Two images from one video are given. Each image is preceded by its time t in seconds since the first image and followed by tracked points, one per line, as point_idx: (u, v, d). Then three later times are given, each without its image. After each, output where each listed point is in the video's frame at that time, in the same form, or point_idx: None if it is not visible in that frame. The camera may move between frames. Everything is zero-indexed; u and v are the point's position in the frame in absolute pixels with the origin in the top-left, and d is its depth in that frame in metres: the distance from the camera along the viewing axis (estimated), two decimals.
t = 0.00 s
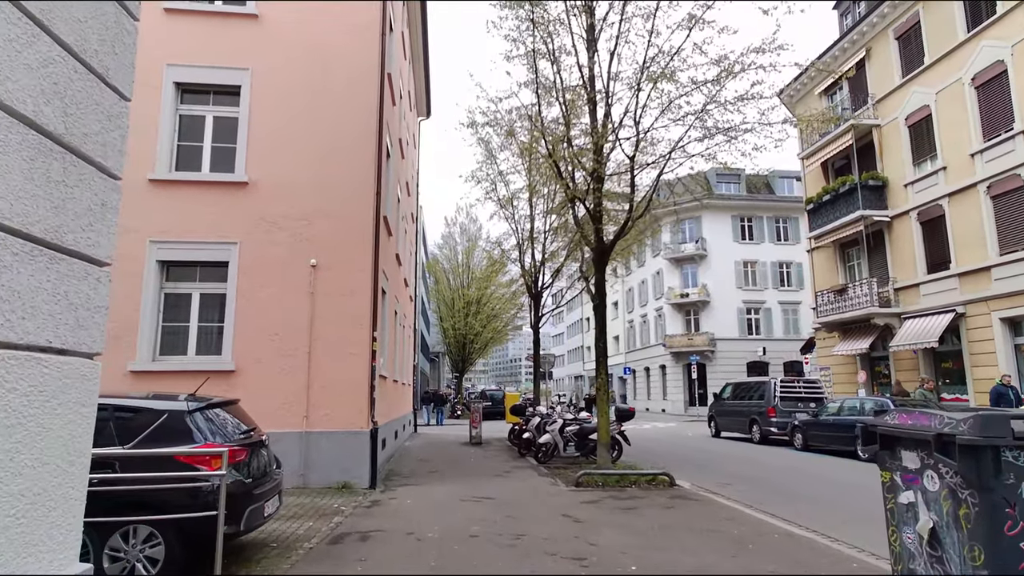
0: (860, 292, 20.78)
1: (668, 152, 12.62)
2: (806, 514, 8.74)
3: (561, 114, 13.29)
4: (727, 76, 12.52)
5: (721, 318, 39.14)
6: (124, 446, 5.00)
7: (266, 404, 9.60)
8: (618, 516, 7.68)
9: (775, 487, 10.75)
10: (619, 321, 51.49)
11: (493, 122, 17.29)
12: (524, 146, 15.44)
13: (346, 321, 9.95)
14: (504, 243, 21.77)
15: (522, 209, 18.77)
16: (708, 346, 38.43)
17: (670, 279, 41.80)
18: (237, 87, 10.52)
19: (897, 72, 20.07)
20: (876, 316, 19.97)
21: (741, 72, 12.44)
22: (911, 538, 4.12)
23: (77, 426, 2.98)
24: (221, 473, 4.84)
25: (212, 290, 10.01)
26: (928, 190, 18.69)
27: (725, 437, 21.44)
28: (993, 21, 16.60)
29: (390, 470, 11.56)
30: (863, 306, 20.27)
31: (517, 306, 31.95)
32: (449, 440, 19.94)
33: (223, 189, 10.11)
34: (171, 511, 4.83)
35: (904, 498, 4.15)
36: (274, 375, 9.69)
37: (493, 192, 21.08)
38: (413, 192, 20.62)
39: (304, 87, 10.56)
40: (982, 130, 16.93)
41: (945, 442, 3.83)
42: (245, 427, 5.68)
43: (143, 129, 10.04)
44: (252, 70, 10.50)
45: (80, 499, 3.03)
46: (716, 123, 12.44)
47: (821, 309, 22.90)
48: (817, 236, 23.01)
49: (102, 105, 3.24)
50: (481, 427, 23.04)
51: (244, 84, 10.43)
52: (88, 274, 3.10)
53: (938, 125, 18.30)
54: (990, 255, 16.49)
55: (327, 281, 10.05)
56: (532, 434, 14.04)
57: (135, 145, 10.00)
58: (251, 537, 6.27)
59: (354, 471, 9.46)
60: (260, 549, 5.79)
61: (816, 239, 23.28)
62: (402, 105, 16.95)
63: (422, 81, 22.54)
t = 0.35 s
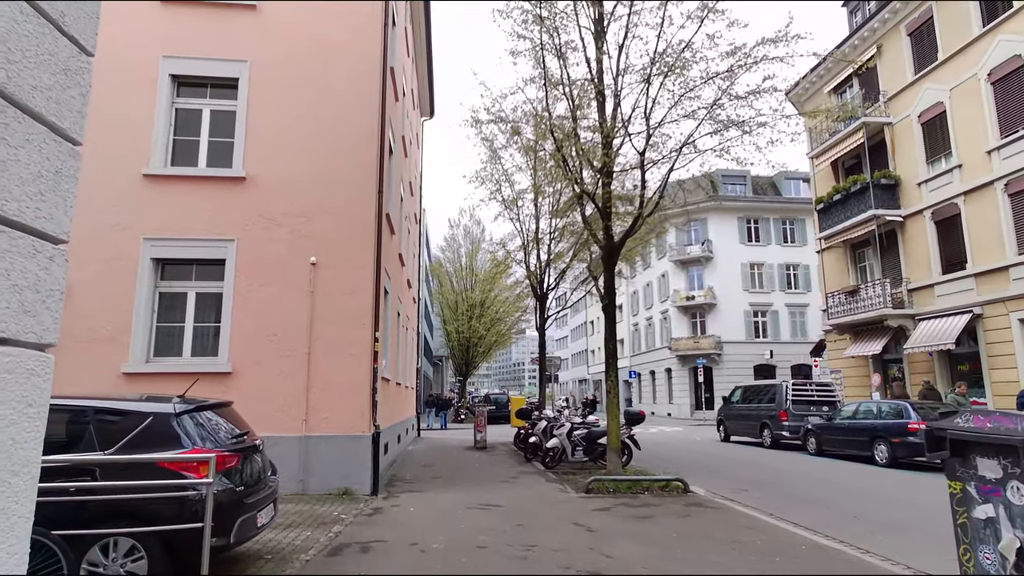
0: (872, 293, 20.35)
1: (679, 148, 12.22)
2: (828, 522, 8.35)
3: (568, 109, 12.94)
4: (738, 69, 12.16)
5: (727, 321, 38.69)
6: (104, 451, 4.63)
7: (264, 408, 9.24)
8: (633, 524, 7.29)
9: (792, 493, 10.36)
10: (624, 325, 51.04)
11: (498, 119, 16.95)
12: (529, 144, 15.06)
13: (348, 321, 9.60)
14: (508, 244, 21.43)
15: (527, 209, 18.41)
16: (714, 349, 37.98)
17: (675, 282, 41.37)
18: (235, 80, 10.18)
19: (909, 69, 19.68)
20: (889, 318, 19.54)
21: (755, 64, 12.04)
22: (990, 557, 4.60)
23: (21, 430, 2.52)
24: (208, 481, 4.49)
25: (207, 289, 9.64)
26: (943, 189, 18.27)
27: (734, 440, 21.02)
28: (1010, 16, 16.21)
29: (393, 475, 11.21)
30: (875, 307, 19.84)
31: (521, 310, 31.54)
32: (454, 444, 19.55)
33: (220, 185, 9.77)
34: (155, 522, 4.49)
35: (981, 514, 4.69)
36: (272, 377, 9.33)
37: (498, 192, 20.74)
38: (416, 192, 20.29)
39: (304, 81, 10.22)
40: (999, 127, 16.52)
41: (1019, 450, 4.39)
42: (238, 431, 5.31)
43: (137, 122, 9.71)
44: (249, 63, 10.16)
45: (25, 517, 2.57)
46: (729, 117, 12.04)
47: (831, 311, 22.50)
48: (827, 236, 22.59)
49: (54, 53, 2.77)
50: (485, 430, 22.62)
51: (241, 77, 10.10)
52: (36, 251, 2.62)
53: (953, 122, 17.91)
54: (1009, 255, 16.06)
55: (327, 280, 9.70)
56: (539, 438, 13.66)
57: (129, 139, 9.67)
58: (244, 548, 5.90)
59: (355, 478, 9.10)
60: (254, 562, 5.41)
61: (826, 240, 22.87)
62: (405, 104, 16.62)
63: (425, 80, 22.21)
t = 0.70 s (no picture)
0: (878, 292, 20.00)
1: (685, 141, 11.87)
2: (843, 528, 8.00)
3: (570, 102, 12.59)
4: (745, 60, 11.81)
5: (729, 322, 38.34)
6: (70, 457, 4.31)
7: (255, 410, 8.88)
8: (639, 531, 6.95)
9: (802, 497, 10.02)
10: (625, 325, 50.68)
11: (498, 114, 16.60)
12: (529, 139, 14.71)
13: (342, 319, 9.25)
14: (508, 243, 21.09)
15: (527, 207, 18.06)
16: (716, 350, 37.62)
17: (677, 282, 41.01)
18: (226, 70, 9.84)
19: (916, 64, 19.35)
20: (896, 317, 19.19)
21: (763, 54, 11.67)
22: None
23: None
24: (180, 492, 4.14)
25: (196, 286, 9.28)
26: (951, 185, 17.94)
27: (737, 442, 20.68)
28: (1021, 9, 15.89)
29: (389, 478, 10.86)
30: (882, 307, 19.50)
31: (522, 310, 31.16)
32: (453, 446, 19.18)
33: (210, 178, 9.42)
34: (128, 535, 4.20)
35: None
36: (264, 377, 8.98)
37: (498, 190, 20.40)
38: (415, 190, 19.92)
39: (298, 71, 9.88)
40: (1009, 122, 16.19)
41: None
42: (221, 433, 4.94)
43: (124, 113, 9.37)
44: (241, 52, 9.82)
45: None
46: (736, 108, 11.68)
47: (836, 310, 22.16)
48: (833, 234, 22.26)
49: None
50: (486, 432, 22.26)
51: (233, 66, 9.75)
52: None
53: (962, 118, 17.58)
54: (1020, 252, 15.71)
55: (321, 276, 9.35)
56: (540, 441, 13.31)
57: (116, 131, 9.33)
58: (228, 559, 5.54)
59: (350, 482, 8.75)
60: None
61: (832, 238, 22.52)
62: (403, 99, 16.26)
63: (424, 76, 21.85)
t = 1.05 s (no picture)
0: (884, 291, 19.62)
1: (688, 133, 11.47)
2: (857, 535, 7.61)
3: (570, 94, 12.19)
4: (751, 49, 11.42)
5: (730, 322, 37.95)
6: (20, 464, 3.98)
7: (240, 412, 8.48)
8: (643, 540, 6.55)
9: (811, 501, 9.64)
10: (625, 326, 50.29)
11: (495, 108, 16.21)
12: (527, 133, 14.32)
13: (332, 317, 8.85)
14: (507, 241, 20.69)
15: (526, 203, 17.66)
16: (716, 350, 37.23)
17: (677, 281, 40.59)
18: (211, 57, 9.44)
19: (922, 58, 19.01)
20: (902, 316, 18.81)
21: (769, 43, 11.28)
22: None
23: None
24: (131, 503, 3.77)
25: (180, 283, 8.88)
26: (959, 181, 17.58)
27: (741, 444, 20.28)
28: None
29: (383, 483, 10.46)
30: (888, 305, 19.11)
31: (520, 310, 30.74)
32: (451, 447, 18.77)
33: (194, 170, 9.03)
34: (84, 550, 3.86)
35: None
36: (250, 377, 8.59)
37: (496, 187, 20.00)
38: (411, 186, 19.50)
39: (287, 58, 9.48)
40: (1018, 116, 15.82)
41: None
42: (191, 437, 4.51)
43: (104, 101, 8.98)
44: (227, 39, 9.42)
45: None
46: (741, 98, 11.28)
47: (841, 310, 21.78)
48: (837, 232, 21.88)
49: None
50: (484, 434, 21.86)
51: (218, 54, 9.35)
52: None
53: (969, 112, 17.21)
54: None
55: (310, 272, 8.95)
56: (539, 443, 12.92)
57: (95, 120, 8.95)
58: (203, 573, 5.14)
59: (339, 486, 8.36)
60: None
61: (835, 236, 22.16)
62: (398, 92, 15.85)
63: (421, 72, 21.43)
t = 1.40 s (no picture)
0: (891, 290, 19.25)
1: (694, 127, 11.12)
2: (874, 544, 7.25)
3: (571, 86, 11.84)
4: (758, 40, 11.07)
5: (732, 323, 37.60)
6: None
7: (228, 414, 8.13)
8: (649, 549, 6.19)
9: (822, 507, 9.28)
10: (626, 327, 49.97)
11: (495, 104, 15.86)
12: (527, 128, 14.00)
13: (324, 315, 8.49)
14: (507, 240, 20.34)
15: (527, 201, 17.32)
16: (717, 351, 36.89)
17: (679, 282, 40.23)
18: (200, 46, 9.11)
19: (930, 54, 18.67)
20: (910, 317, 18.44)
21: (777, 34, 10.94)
22: None
23: None
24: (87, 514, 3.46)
25: (166, 280, 8.54)
26: (968, 179, 17.23)
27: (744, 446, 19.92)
28: None
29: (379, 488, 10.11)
30: (895, 305, 18.75)
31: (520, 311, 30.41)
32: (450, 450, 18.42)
33: (182, 162, 8.69)
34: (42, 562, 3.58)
35: None
36: (238, 378, 8.23)
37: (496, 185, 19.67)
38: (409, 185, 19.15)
39: (278, 48, 9.15)
40: None
41: None
42: (164, 441, 4.16)
43: (88, 92, 8.64)
44: (217, 28, 9.09)
45: None
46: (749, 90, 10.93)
47: (846, 310, 21.42)
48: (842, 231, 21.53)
49: None
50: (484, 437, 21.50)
51: (207, 42, 9.01)
52: None
53: (979, 108, 16.87)
54: None
55: (301, 268, 8.60)
56: (540, 446, 12.57)
57: (77, 111, 8.61)
58: None
59: (331, 492, 8.00)
60: None
61: (840, 235, 21.81)
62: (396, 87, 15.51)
63: (420, 68, 21.08)
